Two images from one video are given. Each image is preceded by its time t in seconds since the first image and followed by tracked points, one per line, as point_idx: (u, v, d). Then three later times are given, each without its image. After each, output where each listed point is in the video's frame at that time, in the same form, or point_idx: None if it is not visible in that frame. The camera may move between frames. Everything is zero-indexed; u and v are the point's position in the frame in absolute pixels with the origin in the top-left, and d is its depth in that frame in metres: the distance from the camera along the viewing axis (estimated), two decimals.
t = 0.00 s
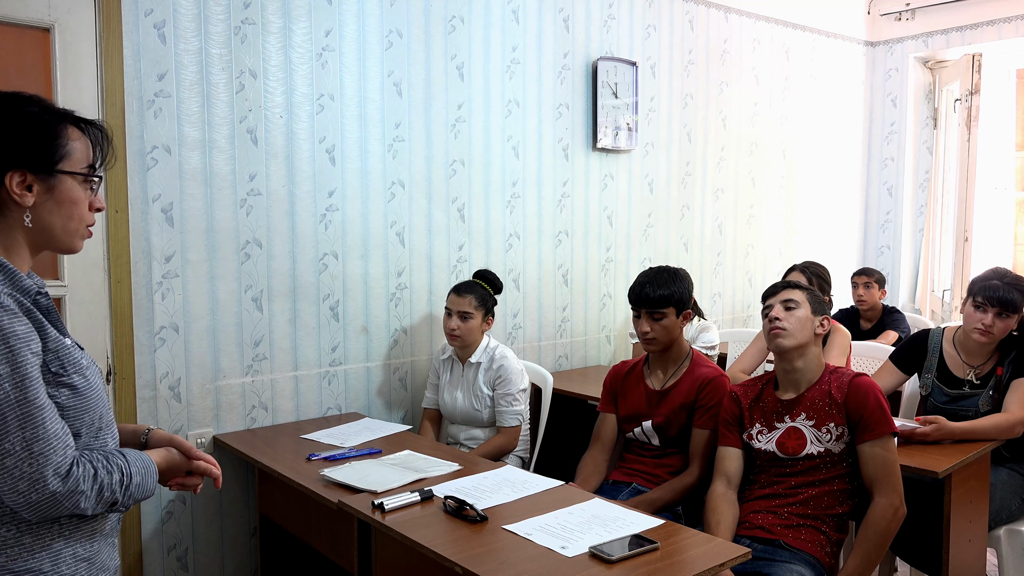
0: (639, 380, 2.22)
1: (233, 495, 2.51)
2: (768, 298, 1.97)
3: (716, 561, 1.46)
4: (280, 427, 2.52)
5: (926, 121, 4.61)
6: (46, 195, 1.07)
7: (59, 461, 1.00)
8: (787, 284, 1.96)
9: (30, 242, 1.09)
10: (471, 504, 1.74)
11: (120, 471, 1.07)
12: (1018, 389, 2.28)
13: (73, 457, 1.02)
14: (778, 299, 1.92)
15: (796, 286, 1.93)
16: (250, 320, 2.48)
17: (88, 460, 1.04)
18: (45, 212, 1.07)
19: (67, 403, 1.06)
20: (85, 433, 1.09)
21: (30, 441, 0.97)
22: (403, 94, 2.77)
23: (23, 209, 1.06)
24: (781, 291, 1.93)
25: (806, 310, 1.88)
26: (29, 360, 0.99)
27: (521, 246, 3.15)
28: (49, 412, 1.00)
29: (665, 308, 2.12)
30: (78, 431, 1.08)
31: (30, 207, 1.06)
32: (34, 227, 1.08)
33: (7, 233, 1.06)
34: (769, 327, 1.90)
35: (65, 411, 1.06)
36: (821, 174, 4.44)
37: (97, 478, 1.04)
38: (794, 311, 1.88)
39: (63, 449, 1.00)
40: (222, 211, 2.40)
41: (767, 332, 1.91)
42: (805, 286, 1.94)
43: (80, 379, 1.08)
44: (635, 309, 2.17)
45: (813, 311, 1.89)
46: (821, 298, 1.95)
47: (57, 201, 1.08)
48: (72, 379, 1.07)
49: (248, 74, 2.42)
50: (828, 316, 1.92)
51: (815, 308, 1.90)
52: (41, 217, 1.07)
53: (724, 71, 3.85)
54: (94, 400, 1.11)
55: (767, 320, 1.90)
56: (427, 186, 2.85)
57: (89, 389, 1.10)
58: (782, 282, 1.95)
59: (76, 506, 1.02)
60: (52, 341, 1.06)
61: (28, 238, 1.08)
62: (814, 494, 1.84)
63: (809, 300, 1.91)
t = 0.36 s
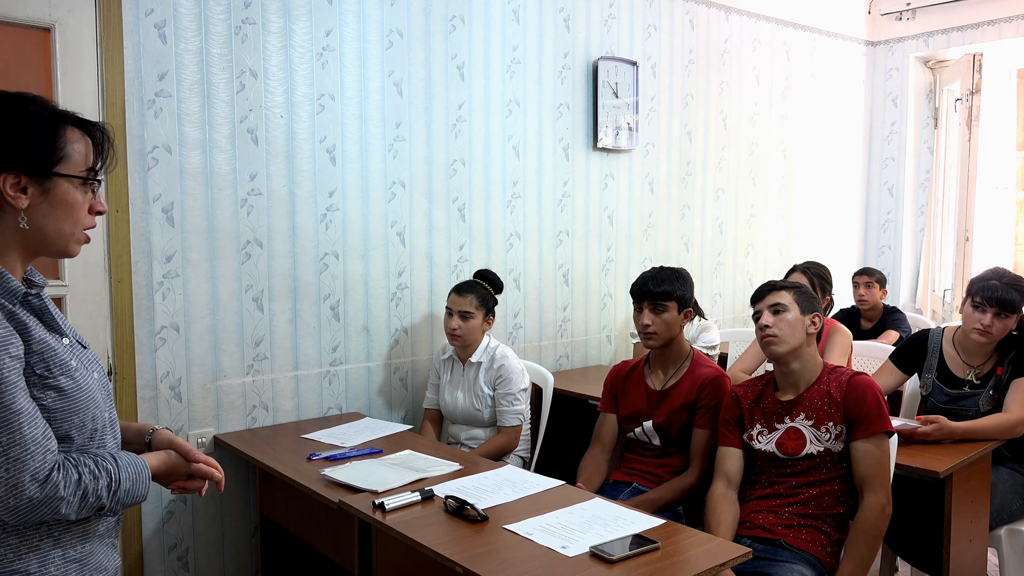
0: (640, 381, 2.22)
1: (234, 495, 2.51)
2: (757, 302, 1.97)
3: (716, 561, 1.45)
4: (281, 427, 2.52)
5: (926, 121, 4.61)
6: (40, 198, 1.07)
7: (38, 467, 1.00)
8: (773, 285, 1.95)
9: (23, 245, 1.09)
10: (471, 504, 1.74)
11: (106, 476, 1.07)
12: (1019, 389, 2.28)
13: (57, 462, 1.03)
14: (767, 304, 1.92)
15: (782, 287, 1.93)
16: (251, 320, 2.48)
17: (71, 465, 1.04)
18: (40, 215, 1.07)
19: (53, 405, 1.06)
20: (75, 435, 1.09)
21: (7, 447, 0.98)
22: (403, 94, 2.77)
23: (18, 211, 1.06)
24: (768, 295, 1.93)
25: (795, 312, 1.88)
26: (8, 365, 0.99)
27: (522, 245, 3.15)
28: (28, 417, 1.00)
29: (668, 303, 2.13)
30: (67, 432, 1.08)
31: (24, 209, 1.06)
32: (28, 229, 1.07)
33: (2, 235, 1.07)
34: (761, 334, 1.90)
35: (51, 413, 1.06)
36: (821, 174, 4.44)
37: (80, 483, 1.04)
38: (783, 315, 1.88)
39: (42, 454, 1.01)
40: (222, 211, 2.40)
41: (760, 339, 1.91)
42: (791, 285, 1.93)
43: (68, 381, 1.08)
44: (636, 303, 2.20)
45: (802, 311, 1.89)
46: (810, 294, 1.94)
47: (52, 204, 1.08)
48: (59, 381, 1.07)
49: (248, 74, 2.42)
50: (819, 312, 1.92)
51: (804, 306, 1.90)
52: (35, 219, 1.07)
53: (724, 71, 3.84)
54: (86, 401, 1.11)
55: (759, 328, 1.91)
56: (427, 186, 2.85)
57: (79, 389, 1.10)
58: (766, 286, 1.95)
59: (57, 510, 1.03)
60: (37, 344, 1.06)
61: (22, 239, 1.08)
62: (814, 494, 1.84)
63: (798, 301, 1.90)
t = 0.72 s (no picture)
0: (640, 380, 2.22)
1: (233, 495, 2.51)
2: (751, 304, 1.97)
3: (716, 560, 1.45)
4: (281, 426, 2.52)
5: (926, 121, 4.61)
6: (35, 198, 1.07)
7: (31, 465, 1.00)
8: (766, 285, 1.95)
9: (17, 245, 1.09)
10: (471, 503, 1.74)
11: (102, 472, 1.07)
12: (1019, 389, 2.28)
13: (50, 460, 1.03)
14: (761, 306, 1.92)
15: (775, 288, 1.93)
16: (251, 320, 2.48)
17: (65, 462, 1.04)
18: (34, 215, 1.07)
19: (49, 402, 1.06)
20: (72, 431, 1.09)
21: None
22: (403, 94, 2.77)
23: (12, 210, 1.06)
24: (762, 297, 1.93)
25: (790, 313, 1.88)
26: None
27: (522, 245, 3.15)
28: (19, 415, 1.00)
29: (667, 301, 2.13)
30: (63, 428, 1.08)
31: (18, 209, 1.06)
32: (22, 229, 1.07)
33: None
34: (757, 337, 1.90)
35: (47, 410, 1.06)
36: (821, 174, 4.44)
37: (74, 480, 1.04)
38: (777, 317, 1.88)
39: (35, 452, 1.01)
40: (223, 210, 2.40)
41: (756, 341, 1.91)
42: (784, 285, 1.93)
43: (62, 377, 1.08)
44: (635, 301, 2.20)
45: (796, 311, 1.89)
46: (803, 292, 1.94)
47: (47, 205, 1.08)
48: (53, 377, 1.07)
49: (248, 74, 2.42)
50: (813, 310, 1.92)
51: (797, 305, 1.90)
52: (28, 219, 1.07)
53: (724, 71, 3.84)
54: (82, 397, 1.11)
55: (755, 331, 1.91)
56: (428, 186, 2.85)
57: (75, 385, 1.10)
58: (759, 287, 1.95)
59: (52, 508, 1.03)
60: (31, 340, 1.05)
61: (15, 239, 1.08)
62: (814, 493, 1.84)
63: (792, 301, 1.90)
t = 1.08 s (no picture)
0: (640, 380, 2.22)
1: (234, 495, 2.51)
2: (748, 305, 1.96)
3: (716, 561, 1.45)
4: (281, 426, 2.52)
5: (926, 121, 4.61)
6: (41, 197, 1.07)
7: (32, 469, 1.00)
8: (763, 285, 1.95)
9: (23, 243, 1.09)
10: (471, 503, 1.73)
11: (102, 479, 1.07)
12: (1019, 389, 2.28)
13: (53, 465, 1.03)
14: (758, 308, 1.92)
15: (771, 288, 1.92)
16: (251, 320, 2.48)
17: (67, 466, 1.04)
18: (40, 213, 1.07)
19: (51, 405, 1.06)
20: (74, 434, 1.09)
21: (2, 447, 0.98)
22: (404, 94, 2.77)
23: (17, 209, 1.06)
24: (759, 298, 1.93)
25: (787, 314, 1.87)
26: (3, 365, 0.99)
27: (522, 245, 3.15)
28: (22, 417, 1.00)
29: (666, 301, 2.13)
30: (66, 431, 1.08)
31: (24, 207, 1.06)
32: (28, 227, 1.08)
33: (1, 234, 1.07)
34: (755, 338, 1.90)
35: (49, 413, 1.06)
36: (821, 174, 4.44)
37: (75, 486, 1.04)
38: (775, 318, 1.88)
39: (36, 455, 1.00)
40: (223, 210, 2.40)
41: (755, 343, 1.91)
42: (780, 285, 1.93)
43: (65, 380, 1.08)
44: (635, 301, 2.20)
45: (793, 311, 1.89)
46: (800, 292, 1.94)
47: (52, 203, 1.08)
48: (56, 380, 1.07)
49: (248, 74, 2.42)
50: (810, 310, 1.91)
51: (794, 306, 1.90)
52: (34, 218, 1.07)
53: (724, 71, 3.84)
54: (85, 400, 1.11)
55: (753, 332, 1.91)
56: (428, 186, 2.85)
57: (78, 389, 1.10)
58: (755, 288, 1.94)
59: (52, 513, 1.03)
60: (34, 343, 1.05)
61: (21, 237, 1.08)
62: (813, 493, 1.84)
63: (789, 301, 1.90)
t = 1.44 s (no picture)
0: (640, 380, 2.22)
1: (234, 494, 2.51)
2: (748, 305, 1.96)
3: (716, 561, 1.45)
4: (281, 426, 2.52)
5: (926, 121, 4.61)
6: (45, 197, 1.07)
7: (33, 468, 1.00)
8: (761, 286, 1.95)
9: (31, 244, 1.10)
10: (471, 503, 1.73)
11: (102, 481, 1.07)
12: (1019, 389, 2.28)
13: (53, 465, 1.03)
14: (758, 310, 1.91)
15: (770, 290, 1.92)
16: (251, 320, 2.48)
17: (67, 466, 1.04)
18: (45, 214, 1.08)
19: (53, 404, 1.06)
20: (75, 433, 1.09)
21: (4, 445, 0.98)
22: (404, 94, 2.77)
23: (23, 211, 1.07)
24: (758, 300, 1.92)
25: (787, 315, 1.87)
26: (6, 363, 0.99)
27: (522, 245, 3.15)
28: (24, 416, 1.00)
29: (667, 301, 2.13)
30: (67, 430, 1.08)
31: (30, 209, 1.07)
32: (34, 229, 1.08)
33: (8, 237, 1.07)
34: (756, 341, 1.90)
35: (50, 412, 1.06)
36: (821, 174, 4.44)
37: (75, 487, 1.04)
38: (775, 319, 1.87)
39: (36, 454, 1.01)
40: (223, 210, 2.40)
41: (756, 345, 1.91)
42: (779, 286, 1.92)
43: (67, 380, 1.08)
44: (635, 302, 2.20)
45: (793, 312, 1.88)
46: (799, 292, 1.93)
47: (57, 202, 1.08)
48: (58, 380, 1.07)
49: (248, 74, 2.42)
50: (809, 310, 1.91)
51: (794, 307, 1.89)
52: (40, 219, 1.07)
53: (724, 71, 3.84)
54: (86, 400, 1.11)
55: (754, 335, 1.91)
56: (428, 186, 2.85)
57: (79, 388, 1.10)
58: (754, 290, 1.94)
59: (51, 513, 1.03)
60: (37, 342, 1.05)
61: (28, 238, 1.08)
62: (813, 493, 1.84)
63: (788, 302, 1.89)
